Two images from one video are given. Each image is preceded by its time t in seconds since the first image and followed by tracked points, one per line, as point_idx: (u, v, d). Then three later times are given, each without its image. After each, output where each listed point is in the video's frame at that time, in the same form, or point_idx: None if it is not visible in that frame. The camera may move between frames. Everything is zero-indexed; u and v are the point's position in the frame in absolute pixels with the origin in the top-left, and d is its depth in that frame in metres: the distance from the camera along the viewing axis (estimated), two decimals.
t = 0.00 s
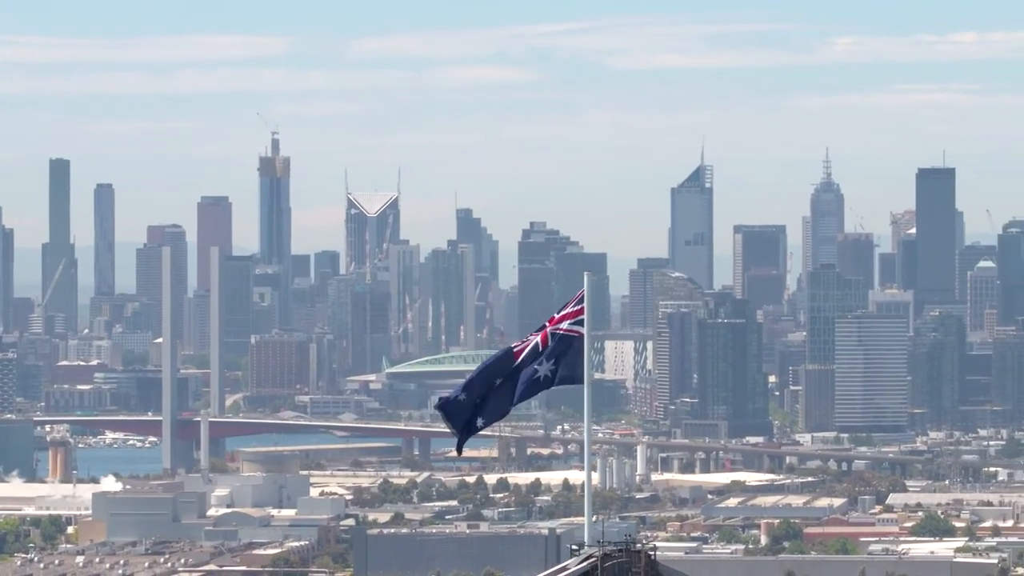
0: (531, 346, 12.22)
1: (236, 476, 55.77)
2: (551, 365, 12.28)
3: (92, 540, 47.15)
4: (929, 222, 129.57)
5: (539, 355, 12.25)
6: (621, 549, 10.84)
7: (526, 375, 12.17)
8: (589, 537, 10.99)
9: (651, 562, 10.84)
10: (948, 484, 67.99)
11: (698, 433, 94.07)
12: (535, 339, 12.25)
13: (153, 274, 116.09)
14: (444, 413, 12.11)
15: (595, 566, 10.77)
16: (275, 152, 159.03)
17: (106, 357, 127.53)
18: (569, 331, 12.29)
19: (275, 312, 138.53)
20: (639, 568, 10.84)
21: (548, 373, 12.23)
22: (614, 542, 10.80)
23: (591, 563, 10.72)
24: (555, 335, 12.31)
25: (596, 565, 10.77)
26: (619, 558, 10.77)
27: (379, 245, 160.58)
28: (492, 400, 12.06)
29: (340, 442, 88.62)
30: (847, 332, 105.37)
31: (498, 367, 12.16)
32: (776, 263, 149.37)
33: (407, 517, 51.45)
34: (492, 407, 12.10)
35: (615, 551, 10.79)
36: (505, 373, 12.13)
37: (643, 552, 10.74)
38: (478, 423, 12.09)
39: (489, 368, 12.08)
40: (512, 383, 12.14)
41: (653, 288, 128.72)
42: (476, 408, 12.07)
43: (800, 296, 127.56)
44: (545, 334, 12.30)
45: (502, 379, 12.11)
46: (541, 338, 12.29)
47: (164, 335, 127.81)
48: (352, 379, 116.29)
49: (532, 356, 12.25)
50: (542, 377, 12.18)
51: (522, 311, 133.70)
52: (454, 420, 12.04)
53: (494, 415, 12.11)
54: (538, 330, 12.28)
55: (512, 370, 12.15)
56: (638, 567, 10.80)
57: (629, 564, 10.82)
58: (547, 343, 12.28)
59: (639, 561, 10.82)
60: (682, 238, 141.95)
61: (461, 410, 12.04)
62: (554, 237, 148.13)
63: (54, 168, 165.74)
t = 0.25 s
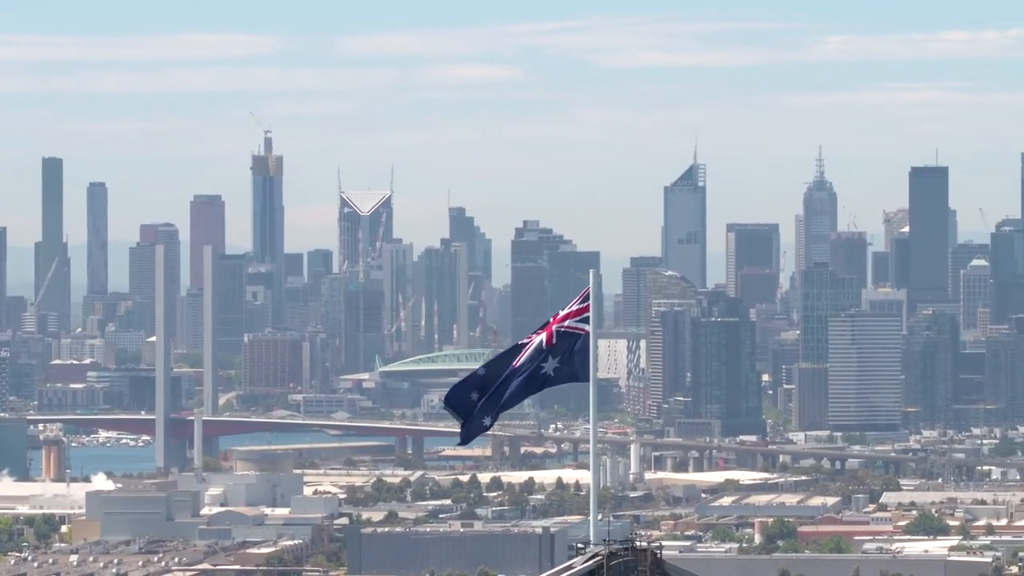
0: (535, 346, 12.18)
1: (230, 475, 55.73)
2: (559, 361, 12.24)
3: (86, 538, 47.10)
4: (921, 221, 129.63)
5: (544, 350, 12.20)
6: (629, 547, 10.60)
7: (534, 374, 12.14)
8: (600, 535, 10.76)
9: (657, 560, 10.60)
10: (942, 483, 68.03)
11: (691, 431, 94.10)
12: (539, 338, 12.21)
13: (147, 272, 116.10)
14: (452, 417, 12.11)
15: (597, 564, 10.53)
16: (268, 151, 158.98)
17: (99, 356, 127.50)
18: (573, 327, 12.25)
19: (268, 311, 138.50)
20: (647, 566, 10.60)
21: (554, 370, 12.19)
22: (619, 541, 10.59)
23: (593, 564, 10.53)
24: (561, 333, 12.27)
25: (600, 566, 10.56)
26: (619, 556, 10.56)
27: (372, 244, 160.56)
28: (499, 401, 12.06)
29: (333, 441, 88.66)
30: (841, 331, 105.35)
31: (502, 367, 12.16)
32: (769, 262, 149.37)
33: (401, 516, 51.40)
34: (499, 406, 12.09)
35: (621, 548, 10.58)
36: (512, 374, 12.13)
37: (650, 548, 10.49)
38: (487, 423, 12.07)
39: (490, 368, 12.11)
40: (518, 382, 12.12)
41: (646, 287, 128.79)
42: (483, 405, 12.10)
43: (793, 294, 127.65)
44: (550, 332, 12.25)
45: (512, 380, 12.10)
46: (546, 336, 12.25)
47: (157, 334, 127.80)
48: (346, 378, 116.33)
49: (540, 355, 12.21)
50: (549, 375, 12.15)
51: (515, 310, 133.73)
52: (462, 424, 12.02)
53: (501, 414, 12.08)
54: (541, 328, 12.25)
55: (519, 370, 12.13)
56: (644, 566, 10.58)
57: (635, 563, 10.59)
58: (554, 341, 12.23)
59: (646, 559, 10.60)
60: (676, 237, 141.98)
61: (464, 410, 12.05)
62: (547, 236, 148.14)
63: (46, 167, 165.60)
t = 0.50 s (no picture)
0: (536, 343, 11.96)
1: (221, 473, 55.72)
2: (560, 360, 12.04)
3: (78, 537, 47.14)
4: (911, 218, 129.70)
5: (547, 346, 12.00)
6: (631, 545, 10.31)
7: (535, 372, 11.94)
8: (606, 532, 10.48)
9: (661, 560, 10.28)
10: (932, 481, 68.05)
11: (682, 429, 94.15)
12: (541, 336, 11.99)
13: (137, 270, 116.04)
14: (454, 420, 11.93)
15: (600, 564, 10.27)
16: (258, 149, 158.94)
17: (89, 354, 127.42)
18: (575, 323, 12.05)
19: (258, 309, 138.47)
20: (650, 567, 10.31)
21: (557, 367, 11.98)
22: (620, 540, 10.33)
23: (593, 564, 10.27)
24: (563, 329, 12.06)
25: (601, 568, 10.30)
26: (620, 555, 10.30)
27: (361, 242, 160.56)
28: (499, 401, 11.86)
29: (324, 439, 88.68)
30: (831, 330, 105.38)
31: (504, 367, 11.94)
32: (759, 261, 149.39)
33: (392, 515, 51.42)
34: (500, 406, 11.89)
35: (621, 549, 10.33)
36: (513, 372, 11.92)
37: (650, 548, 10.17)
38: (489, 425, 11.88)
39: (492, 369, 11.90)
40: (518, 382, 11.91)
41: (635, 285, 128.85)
42: (482, 405, 11.92)
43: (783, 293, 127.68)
44: (552, 328, 12.04)
45: (512, 379, 11.91)
46: (547, 332, 12.03)
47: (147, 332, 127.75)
48: (335, 376, 116.34)
49: (543, 349, 12.02)
50: (552, 373, 11.94)
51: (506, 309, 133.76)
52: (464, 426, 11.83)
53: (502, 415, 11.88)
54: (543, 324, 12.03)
55: (521, 368, 11.93)
56: (646, 566, 10.27)
57: (636, 563, 10.30)
58: (555, 338, 12.03)
59: (649, 558, 10.31)
60: (666, 235, 142.02)
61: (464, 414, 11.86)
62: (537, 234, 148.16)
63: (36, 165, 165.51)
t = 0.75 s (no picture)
0: (537, 341, 10.94)
1: (211, 472, 55.64)
2: (564, 358, 11.02)
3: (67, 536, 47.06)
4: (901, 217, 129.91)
5: (550, 344, 10.97)
6: (634, 542, 9.68)
7: (534, 371, 10.94)
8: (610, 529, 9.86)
9: (668, 557, 9.64)
10: (922, 480, 68.14)
11: (672, 427, 94.26)
12: (544, 331, 10.97)
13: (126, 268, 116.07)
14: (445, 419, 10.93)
15: (603, 563, 9.68)
16: (247, 149, 158.89)
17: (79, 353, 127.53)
18: (579, 321, 11.02)
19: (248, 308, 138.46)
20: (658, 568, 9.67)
21: (559, 366, 10.97)
22: (624, 537, 9.70)
23: (596, 561, 9.67)
24: (568, 327, 11.02)
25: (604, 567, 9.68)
26: (624, 554, 9.64)
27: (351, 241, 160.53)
28: (491, 399, 10.87)
29: (313, 438, 88.75)
30: (821, 328, 105.39)
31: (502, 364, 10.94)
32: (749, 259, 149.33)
33: (382, 513, 51.38)
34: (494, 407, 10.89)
35: (625, 545, 9.69)
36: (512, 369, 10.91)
37: (652, 545, 9.54)
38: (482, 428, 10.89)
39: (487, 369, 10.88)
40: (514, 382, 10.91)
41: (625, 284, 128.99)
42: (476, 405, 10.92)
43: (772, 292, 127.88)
44: (556, 325, 11.01)
45: (507, 375, 10.92)
46: (550, 328, 11.00)
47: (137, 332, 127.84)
48: (325, 375, 116.43)
49: (544, 347, 10.99)
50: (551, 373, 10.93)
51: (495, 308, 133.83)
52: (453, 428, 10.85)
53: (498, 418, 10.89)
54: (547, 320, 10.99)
55: (519, 367, 10.92)
56: (653, 563, 9.62)
57: (641, 560, 9.67)
58: (558, 336, 11.00)
59: (654, 558, 9.66)
60: (656, 235, 142.07)
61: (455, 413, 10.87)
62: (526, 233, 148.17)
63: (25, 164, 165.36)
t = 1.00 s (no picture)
0: (539, 336, 11.20)
1: (200, 471, 55.54)
2: (566, 354, 11.29)
3: (56, 535, 46.97)
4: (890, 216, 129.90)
5: (552, 341, 11.24)
6: (636, 541, 9.51)
7: (535, 365, 11.22)
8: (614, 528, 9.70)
9: (668, 557, 9.45)
10: (911, 478, 68.21)
11: (661, 426, 94.27)
12: (548, 326, 11.23)
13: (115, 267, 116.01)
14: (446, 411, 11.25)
15: (604, 560, 9.53)
16: (236, 147, 158.81)
17: (68, 352, 127.43)
18: (582, 316, 11.27)
19: (237, 307, 138.40)
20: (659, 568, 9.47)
21: (561, 362, 11.25)
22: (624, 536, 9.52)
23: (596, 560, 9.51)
24: (571, 321, 11.28)
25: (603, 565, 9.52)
26: (619, 555, 9.48)
27: (340, 240, 160.47)
28: (491, 395, 11.19)
29: (302, 437, 88.74)
30: (810, 327, 105.34)
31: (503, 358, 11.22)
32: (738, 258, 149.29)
33: (371, 512, 51.33)
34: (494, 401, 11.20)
35: (626, 546, 9.50)
36: (512, 365, 11.20)
37: (650, 545, 9.36)
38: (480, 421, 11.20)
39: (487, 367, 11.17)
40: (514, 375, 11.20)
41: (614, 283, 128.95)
42: (476, 398, 11.23)
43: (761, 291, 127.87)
44: (559, 320, 11.26)
45: (509, 370, 11.19)
46: (552, 324, 11.26)
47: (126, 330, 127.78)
48: (314, 374, 116.37)
49: (545, 344, 11.26)
50: (552, 369, 11.21)
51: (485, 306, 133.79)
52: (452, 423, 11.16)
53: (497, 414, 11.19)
54: (549, 315, 11.25)
55: (520, 362, 11.20)
56: (654, 565, 9.43)
57: (643, 561, 9.47)
58: (561, 332, 11.26)
59: (655, 557, 9.45)
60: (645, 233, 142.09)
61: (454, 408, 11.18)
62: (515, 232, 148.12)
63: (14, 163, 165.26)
